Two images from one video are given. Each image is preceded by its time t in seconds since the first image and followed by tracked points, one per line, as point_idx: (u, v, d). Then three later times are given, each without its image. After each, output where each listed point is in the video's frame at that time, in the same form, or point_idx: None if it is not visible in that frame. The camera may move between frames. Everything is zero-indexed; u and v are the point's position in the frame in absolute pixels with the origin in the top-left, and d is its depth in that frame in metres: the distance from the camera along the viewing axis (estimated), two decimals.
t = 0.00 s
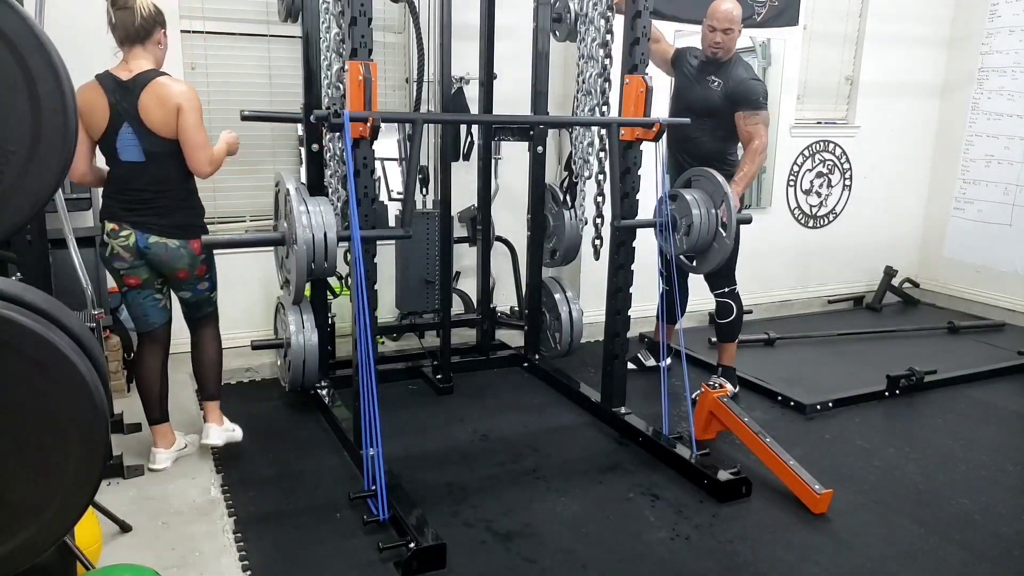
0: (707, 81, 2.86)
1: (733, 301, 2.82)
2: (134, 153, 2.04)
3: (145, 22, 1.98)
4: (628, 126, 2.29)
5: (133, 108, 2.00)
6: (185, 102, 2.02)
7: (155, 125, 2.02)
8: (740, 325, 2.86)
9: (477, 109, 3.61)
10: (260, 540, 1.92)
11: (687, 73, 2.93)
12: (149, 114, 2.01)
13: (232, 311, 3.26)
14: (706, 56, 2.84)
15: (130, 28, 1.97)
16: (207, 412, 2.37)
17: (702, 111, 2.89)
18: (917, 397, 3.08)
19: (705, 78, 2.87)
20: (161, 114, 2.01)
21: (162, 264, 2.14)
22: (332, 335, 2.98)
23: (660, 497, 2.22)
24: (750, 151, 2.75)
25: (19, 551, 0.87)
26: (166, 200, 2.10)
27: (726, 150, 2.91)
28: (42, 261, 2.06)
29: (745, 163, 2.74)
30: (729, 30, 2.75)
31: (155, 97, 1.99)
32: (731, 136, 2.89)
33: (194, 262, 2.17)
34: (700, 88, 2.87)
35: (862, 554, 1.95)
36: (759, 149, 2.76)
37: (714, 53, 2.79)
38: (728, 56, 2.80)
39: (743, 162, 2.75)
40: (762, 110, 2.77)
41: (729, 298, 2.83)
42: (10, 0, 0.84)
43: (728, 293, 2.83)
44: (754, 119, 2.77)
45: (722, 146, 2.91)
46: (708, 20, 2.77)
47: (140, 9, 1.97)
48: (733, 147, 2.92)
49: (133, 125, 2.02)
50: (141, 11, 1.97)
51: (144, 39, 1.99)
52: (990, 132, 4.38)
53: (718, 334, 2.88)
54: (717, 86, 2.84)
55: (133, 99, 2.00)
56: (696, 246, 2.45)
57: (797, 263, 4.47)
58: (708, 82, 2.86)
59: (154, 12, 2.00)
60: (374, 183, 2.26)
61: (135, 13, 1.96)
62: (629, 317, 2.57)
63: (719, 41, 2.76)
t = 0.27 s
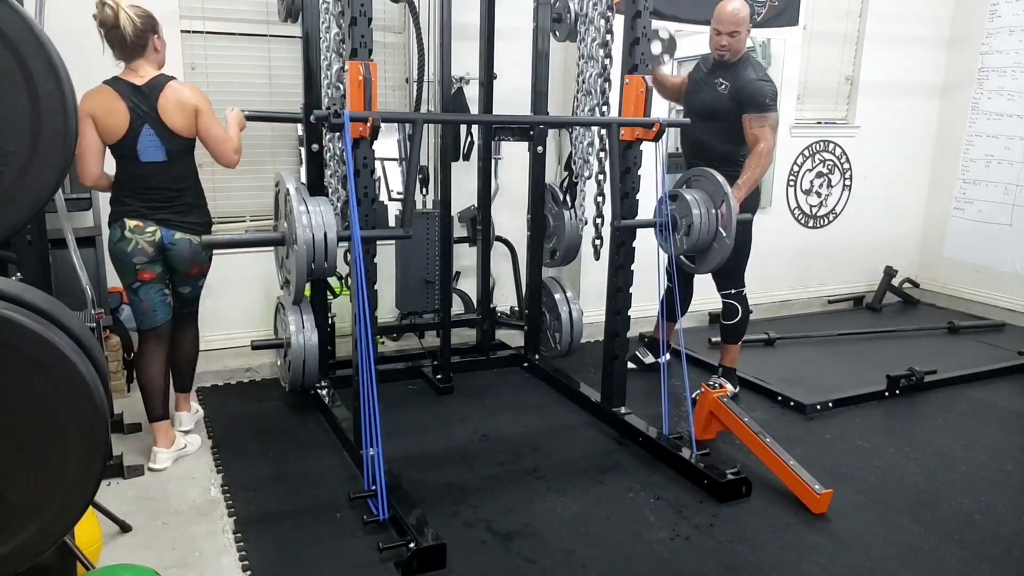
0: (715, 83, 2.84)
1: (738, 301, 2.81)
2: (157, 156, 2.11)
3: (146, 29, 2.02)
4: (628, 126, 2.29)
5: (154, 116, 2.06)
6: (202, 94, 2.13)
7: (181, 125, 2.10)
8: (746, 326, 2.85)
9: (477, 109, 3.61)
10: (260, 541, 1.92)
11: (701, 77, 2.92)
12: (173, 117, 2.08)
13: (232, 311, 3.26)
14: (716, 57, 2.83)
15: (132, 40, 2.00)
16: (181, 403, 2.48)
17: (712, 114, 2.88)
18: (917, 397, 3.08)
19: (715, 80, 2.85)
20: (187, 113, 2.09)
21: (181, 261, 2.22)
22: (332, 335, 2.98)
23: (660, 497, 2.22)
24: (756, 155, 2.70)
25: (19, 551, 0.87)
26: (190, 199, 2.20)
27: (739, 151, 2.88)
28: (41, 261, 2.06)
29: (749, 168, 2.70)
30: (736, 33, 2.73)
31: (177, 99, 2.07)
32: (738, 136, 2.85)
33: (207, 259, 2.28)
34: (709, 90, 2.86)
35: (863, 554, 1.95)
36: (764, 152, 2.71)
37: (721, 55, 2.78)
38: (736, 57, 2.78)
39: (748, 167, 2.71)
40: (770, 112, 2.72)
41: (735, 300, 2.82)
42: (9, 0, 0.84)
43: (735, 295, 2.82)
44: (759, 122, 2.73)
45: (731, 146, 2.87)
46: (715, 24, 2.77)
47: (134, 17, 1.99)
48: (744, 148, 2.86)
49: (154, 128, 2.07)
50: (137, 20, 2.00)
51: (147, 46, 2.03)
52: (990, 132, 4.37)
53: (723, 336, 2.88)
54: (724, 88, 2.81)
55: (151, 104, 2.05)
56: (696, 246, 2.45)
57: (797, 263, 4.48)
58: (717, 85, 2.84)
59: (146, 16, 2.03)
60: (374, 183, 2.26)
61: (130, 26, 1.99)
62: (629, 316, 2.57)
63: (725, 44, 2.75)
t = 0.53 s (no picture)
0: (736, 83, 2.78)
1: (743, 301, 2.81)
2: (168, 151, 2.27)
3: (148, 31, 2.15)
4: (628, 126, 2.29)
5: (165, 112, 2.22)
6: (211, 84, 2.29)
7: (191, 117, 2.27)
8: (750, 326, 2.85)
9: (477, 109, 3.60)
10: (260, 541, 1.92)
11: (716, 78, 2.86)
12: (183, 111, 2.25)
13: (232, 311, 3.26)
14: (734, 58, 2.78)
15: (136, 44, 2.13)
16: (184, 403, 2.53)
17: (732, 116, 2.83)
18: (917, 397, 3.08)
19: (734, 81, 2.79)
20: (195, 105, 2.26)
21: (188, 249, 2.37)
22: (332, 335, 2.98)
23: (660, 497, 2.22)
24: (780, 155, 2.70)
25: (19, 551, 0.87)
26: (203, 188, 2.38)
27: (748, 148, 2.85)
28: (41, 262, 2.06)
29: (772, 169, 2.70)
30: (757, 35, 2.70)
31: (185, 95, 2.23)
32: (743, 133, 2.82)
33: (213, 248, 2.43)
34: (730, 92, 2.80)
35: (862, 554, 1.95)
36: (788, 152, 2.69)
37: (740, 57, 2.74)
38: (756, 59, 2.74)
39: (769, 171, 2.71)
40: (792, 111, 2.71)
41: (741, 301, 2.82)
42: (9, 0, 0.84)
43: (742, 296, 2.82)
44: (782, 121, 2.71)
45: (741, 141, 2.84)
46: (734, 26, 2.74)
47: (135, 21, 2.11)
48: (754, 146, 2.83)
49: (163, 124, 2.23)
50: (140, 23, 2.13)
51: (152, 45, 2.17)
52: (990, 132, 4.37)
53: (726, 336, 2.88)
54: (746, 89, 2.77)
55: (161, 101, 2.21)
56: (696, 246, 2.45)
57: (797, 263, 4.48)
58: (738, 85, 2.79)
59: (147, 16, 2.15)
60: (374, 183, 2.26)
61: (130, 31, 2.11)
62: (629, 317, 2.57)
63: (745, 45, 2.72)
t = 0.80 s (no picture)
0: (755, 88, 2.77)
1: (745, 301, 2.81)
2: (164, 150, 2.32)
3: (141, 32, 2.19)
4: (628, 126, 2.29)
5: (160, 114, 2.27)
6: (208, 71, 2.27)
7: (188, 115, 2.30)
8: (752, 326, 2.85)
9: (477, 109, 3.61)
10: (260, 540, 1.92)
11: (726, 83, 2.82)
12: (179, 110, 2.28)
13: (232, 311, 3.26)
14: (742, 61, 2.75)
15: (130, 47, 2.19)
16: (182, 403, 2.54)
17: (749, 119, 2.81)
18: (917, 397, 3.08)
19: (753, 84, 2.77)
20: (192, 100, 2.28)
21: (176, 241, 2.40)
22: (332, 335, 2.98)
23: (660, 497, 2.22)
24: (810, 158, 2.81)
25: (19, 551, 0.86)
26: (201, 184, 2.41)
27: (749, 147, 2.85)
28: (41, 261, 2.06)
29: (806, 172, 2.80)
30: (768, 41, 2.68)
31: (177, 94, 2.25)
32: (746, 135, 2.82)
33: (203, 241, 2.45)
34: (749, 96, 2.78)
35: (863, 554, 1.95)
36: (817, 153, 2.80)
37: (750, 62, 2.71)
38: (764, 63, 2.73)
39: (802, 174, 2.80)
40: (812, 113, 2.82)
41: (744, 301, 2.82)
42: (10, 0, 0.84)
43: (746, 296, 2.82)
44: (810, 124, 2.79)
45: (743, 141, 2.83)
46: (745, 30, 2.69)
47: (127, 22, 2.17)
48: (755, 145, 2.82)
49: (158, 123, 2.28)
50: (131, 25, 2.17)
51: (145, 46, 2.21)
52: (990, 132, 4.37)
53: (728, 337, 2.87)
54: (767, 94, 2.77)
55: (159, 100, 2.27)
56: (696, 246, 2.45)
57: (797, 263, 4.48)
58: (756, 90, 2.78)
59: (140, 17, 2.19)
60: (374, 183, 2.26)
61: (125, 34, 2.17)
62: (629, 317, 2.57)
63: (756, 51, 2.69)
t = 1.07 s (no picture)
0: (766, 90, 2.78)
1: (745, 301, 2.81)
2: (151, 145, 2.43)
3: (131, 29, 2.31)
4: (628, 126, 2.29)
5: (151, 110, 2.38)
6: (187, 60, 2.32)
7: (177, 109, 2.39)
8: (750, 326, 2.85)
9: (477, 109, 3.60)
10: (260, 541, 1.92)
11: (736, 89, 2.79)
12: (167, 105, 2.37)
13: (232, 311, 3.26)
14: (746, 63, 2.74)
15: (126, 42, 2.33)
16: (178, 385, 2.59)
17: (764, 121, 2.82)
18: (917, 397, 3.08)
19: (762, 86, 2.79)
20: (179, 93, 2.36)
21: (159, 237, 2.52)
22: (332, 335, 2.98)
23: (660, 497, 2.22)
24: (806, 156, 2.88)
25: (18, 551, 0.86)
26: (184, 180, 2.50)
27: (749, 147, 2.85)
28: (41, 262, 2.06)
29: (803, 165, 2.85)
30: (772, 44, 2.68)
31: (160, 89, 2.33)
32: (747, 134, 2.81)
33: (183, 237, 2.54)
34: (763, 98, 2.78)
35: (863, 554, 1.95)
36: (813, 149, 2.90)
37: (755, 65, 2.71)
38: (768, 65, 2.74)
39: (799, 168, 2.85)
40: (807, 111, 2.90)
41: (744, 301, 2.81)
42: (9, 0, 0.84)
43: (746, 296, 2.82)
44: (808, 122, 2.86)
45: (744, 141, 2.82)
46: (750, 33, 2.68)
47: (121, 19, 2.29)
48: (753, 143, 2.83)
49: (145, 118, 2.39)
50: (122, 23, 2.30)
51: (139, 44, 2.33)
52: (990, 131, 4.37)
53: (727, 337, 2.87)
54: (777, 94, 2.80)
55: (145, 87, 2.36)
56: (696, 246, 2.45)
57: (796, 263, 4.48)
58: (766, 91, 2.79)
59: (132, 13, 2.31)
60: (374, 183, 2.26)
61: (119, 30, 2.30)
62: (629, 317, 2.57)
63: (760, 54, 2.69)
